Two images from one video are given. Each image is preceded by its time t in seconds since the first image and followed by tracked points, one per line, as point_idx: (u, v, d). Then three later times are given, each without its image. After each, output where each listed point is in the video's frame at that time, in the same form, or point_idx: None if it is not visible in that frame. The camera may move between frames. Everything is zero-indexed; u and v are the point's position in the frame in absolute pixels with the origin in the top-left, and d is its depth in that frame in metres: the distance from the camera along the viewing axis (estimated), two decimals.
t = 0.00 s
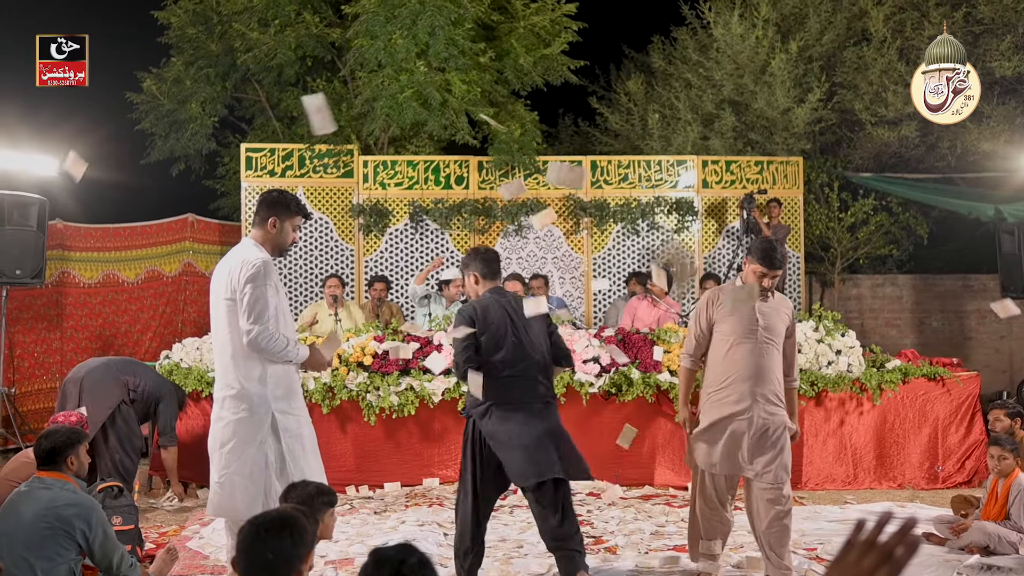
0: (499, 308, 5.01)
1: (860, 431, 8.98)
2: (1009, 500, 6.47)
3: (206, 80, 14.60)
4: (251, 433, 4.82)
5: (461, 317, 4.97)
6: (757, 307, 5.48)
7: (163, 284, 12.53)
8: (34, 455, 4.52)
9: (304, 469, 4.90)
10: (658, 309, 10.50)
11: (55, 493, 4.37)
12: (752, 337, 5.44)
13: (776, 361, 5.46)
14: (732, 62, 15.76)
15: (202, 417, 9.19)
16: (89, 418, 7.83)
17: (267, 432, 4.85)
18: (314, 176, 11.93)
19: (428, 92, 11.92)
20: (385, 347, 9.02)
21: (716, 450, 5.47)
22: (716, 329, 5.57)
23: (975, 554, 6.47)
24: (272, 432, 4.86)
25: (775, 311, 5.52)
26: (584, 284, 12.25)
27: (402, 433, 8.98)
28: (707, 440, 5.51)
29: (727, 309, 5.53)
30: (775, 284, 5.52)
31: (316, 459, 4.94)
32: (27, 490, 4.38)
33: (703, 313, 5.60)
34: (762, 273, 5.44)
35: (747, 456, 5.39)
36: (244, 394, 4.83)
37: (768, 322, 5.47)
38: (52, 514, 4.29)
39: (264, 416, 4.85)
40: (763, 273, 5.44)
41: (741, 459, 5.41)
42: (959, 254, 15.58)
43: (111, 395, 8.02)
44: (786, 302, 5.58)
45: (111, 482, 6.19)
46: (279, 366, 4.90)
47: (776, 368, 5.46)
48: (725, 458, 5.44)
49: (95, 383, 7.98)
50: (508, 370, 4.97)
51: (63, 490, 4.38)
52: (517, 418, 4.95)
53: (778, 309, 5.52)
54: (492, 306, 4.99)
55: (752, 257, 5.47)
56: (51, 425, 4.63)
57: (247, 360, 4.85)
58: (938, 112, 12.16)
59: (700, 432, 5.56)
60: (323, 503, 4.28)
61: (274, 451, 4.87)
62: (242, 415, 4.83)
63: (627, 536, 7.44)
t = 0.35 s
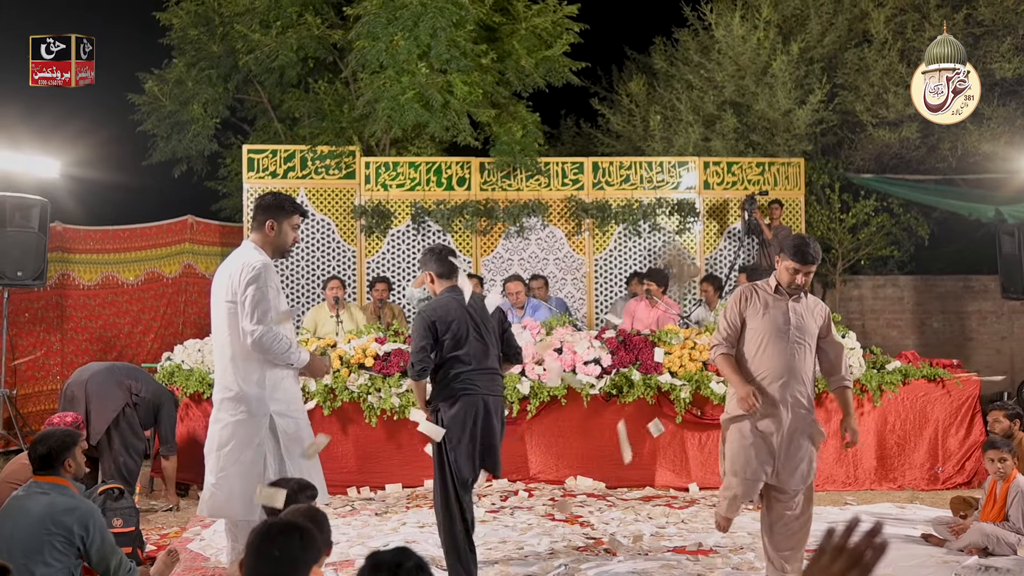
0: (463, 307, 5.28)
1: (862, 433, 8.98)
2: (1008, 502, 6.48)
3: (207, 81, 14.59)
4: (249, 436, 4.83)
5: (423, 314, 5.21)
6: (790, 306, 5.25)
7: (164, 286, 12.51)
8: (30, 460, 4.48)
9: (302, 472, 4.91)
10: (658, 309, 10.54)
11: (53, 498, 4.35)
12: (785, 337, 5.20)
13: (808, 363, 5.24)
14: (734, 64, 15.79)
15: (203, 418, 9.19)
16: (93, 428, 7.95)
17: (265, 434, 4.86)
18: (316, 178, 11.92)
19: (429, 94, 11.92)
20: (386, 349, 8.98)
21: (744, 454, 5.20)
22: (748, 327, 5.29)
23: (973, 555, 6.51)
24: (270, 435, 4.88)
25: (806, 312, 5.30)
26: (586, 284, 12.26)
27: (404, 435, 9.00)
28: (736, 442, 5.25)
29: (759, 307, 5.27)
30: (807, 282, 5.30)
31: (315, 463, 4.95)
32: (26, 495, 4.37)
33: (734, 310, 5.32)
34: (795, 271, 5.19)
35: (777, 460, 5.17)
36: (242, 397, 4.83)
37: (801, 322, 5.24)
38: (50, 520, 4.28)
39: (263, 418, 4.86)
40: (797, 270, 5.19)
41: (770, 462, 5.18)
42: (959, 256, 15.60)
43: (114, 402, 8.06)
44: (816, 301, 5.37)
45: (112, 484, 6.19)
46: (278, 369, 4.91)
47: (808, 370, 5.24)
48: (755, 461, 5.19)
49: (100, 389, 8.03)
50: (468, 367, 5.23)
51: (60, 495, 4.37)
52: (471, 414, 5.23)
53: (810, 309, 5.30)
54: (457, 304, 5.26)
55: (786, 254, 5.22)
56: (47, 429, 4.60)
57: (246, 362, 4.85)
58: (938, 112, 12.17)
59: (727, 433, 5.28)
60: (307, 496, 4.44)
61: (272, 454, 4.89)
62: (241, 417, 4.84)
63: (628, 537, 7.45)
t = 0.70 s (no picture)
0: (438, 310, 5.71)
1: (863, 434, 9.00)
2: (1007, 502, 6.48)
3: (209, 82, 14.61)
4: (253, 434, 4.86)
5: (400, 317, 5.67)
6: (799, 311, 5.16)
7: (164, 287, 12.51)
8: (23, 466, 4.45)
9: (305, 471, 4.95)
10: (658, 309, 10.58)
11: (49, 504, 4.35)
12: (794, 344, 5.11)
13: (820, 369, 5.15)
14: (735, 65, 15.81)
15: (205, 418, 9.22)
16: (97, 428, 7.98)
17: (268, 432, 4.89)
18: (317, 179, 11.93)
19: (431, 95, 11.94)
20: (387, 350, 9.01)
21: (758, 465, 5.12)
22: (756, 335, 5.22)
23: (973, 555, 6.53)
24: (272, 433, 4.91)
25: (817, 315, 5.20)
26: (587, 284, 12.30)
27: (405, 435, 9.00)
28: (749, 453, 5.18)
29: (766, 314, 5.20)
30: (816, 286, 5.20)
31: (316, 459, 5.00)
32: (22, 503, 4.37)
33: (741, 319, 5.25)
34: (800, 277, 5.10)
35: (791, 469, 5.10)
36: (245, 396, 4.84)
37: (811, 326, 5.16)
38: (48, 527, 4.30)
39: (266, 417, 4.89)
40: (802, 276, 5.10)
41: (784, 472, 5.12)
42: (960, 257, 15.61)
43: (119, 403, 8.09)
44: (828, 303, 5.26)
45: (114, 485, 6.17)
46: (281, 368, 4.95)
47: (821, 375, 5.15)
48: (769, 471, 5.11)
49: (104, 390, 8.07)
50: (438, 367, 5.66)
51: (58, 500, 4.38)
52: (441, 410, 5.64)
53: (820, 314, 5.20)
54: (431, 308, 5.70)
55: (791, 259, 5.13)
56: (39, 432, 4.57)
57: (249, 362, 4.86)
58: (938, 112, 12.17)
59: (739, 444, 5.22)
60: (304, 496, 4.33)
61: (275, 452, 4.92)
62: (245, 416, 4.85)
63: (628, 538, 7.46)
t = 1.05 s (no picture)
0: (413, 301, 6.55)
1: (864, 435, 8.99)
2: (1009, 504, 6.43)
3: (210, 82, 14.68)
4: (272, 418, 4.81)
5: (380, 308, 6.56)
6: (798, 314, 5.09)
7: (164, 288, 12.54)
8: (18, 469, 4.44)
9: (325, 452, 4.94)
10: (658, 309, 10.59)
11: (46, 510, 4.35)
12: (797, 348, 5.04)
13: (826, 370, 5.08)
14: (735, 65, 15.80)
15: (206, 418, 9.25)
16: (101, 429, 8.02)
17: (286, 415, 4.86)
18: (317, 179, 11.96)
19: (432, 96, 11.95)
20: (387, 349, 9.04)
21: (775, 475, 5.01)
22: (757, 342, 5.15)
23: (974, 557, 6.51)
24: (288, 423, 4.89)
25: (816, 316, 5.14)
26: (588, 285, 12.31)
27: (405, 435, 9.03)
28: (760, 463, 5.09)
29: (765, 320, 5.13)
30: (812, 286, 5.13)
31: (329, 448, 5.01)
32: (19, 508, 4.37)
33: (739, 328, 5.17)
34: (795, 280, 5.03)
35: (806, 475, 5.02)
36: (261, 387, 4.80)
37: (814, 327, 5.09)
38: (45, 532, 4.30)
39: (284, 400, 4.87)
40: (797, 279, 5.03)
41: (801, 475, 5.02)
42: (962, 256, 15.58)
43: (122, 404, 8.14)
44: (825, 301, 5.21)
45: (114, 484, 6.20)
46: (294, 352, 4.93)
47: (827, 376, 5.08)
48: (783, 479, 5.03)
49: (108, 390, 8.11)
50: (411, 350, 6.48)
51: (54, 504, 4.38)
52: (413, 390, 6.48)
53: (820, 314, 5.14)
54: (408, 299, 6.54)
55: (784, 262, 5.07)
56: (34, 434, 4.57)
57: (263, 353, 4.82)
58: (938, 112, 12.13)
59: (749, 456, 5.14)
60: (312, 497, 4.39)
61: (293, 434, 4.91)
62: (265, 400, 4.82)
63: (628, 538, 7.48)
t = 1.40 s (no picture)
0: (374, 310, 6.65)
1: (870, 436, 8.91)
2: (1017, 506, 6.33)
3: (214, 84, 14.80)
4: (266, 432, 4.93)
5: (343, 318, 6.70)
6: (817, 312, 4.61)
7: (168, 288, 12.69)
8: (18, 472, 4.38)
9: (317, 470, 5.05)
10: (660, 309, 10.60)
11: (44, 511, 4.27)
12: (819, 349, 4.56)
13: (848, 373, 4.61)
14: (739, 64, 15.78)
15: (210, 418, 9.24)
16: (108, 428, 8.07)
17: (281, 430, 4.97)
18: (320, 180, 12.02)
19: (434, 96, 11.97)
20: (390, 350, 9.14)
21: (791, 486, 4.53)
22: (773, 341, 4.62)
23: (982, 560, 6.37)
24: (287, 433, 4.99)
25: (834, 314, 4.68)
26: (590, 285, 12.29)
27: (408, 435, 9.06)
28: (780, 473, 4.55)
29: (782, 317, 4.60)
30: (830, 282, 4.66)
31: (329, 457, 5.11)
32: (19, 512, 4.28)
33: (753, 325, 4.61)
34: (819, 275, 4.54)
35: (834, 488, 4.49)
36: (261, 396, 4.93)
37: (834, 327, 4.61)
38: (45, 534, 4.22)
39: (285, 409, 4.98)
40: (821, 275, 4.54)
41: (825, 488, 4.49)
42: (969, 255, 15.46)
43: (129, 403, 8.17)
44: (839, 300, 4.74)
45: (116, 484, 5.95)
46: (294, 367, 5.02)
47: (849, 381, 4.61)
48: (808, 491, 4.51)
49: (115, 390, 8.15)
50: (371, 360, 6.62)
51: (51, 506, 4.28)
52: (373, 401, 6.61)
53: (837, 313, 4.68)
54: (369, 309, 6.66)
55: (805, 255, 4.58)
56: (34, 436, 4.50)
57: (264, 363, 4.93)
58: (938, 112, 12.05)
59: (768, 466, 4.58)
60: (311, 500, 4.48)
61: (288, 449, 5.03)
62: (260, 416, 4.94)
63: (631, 539, 7.46)
